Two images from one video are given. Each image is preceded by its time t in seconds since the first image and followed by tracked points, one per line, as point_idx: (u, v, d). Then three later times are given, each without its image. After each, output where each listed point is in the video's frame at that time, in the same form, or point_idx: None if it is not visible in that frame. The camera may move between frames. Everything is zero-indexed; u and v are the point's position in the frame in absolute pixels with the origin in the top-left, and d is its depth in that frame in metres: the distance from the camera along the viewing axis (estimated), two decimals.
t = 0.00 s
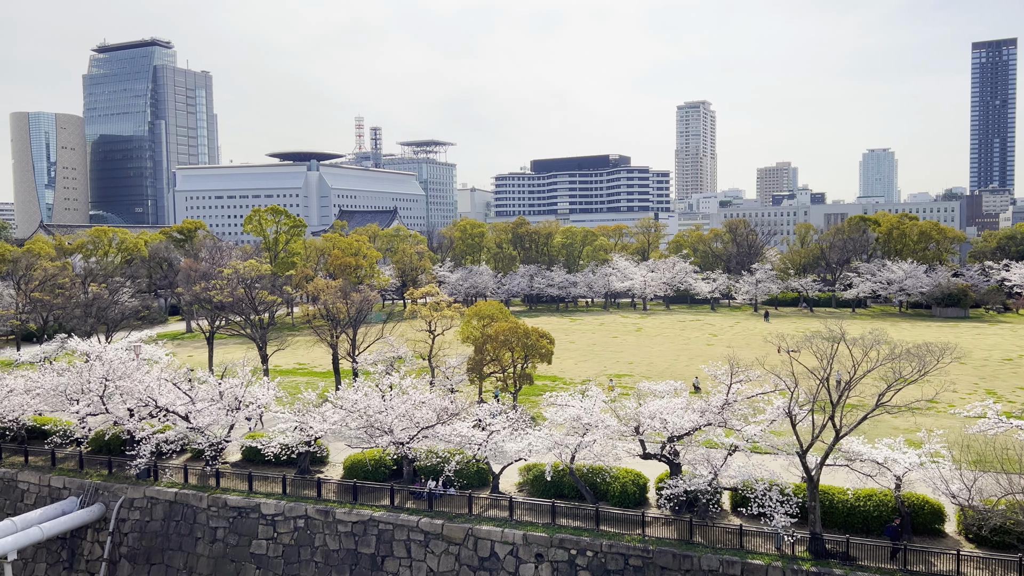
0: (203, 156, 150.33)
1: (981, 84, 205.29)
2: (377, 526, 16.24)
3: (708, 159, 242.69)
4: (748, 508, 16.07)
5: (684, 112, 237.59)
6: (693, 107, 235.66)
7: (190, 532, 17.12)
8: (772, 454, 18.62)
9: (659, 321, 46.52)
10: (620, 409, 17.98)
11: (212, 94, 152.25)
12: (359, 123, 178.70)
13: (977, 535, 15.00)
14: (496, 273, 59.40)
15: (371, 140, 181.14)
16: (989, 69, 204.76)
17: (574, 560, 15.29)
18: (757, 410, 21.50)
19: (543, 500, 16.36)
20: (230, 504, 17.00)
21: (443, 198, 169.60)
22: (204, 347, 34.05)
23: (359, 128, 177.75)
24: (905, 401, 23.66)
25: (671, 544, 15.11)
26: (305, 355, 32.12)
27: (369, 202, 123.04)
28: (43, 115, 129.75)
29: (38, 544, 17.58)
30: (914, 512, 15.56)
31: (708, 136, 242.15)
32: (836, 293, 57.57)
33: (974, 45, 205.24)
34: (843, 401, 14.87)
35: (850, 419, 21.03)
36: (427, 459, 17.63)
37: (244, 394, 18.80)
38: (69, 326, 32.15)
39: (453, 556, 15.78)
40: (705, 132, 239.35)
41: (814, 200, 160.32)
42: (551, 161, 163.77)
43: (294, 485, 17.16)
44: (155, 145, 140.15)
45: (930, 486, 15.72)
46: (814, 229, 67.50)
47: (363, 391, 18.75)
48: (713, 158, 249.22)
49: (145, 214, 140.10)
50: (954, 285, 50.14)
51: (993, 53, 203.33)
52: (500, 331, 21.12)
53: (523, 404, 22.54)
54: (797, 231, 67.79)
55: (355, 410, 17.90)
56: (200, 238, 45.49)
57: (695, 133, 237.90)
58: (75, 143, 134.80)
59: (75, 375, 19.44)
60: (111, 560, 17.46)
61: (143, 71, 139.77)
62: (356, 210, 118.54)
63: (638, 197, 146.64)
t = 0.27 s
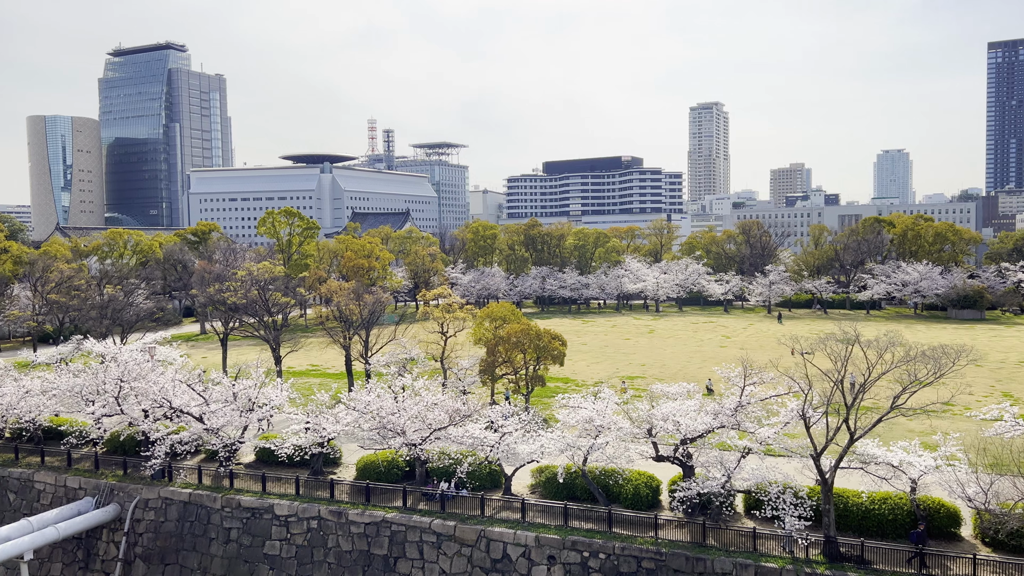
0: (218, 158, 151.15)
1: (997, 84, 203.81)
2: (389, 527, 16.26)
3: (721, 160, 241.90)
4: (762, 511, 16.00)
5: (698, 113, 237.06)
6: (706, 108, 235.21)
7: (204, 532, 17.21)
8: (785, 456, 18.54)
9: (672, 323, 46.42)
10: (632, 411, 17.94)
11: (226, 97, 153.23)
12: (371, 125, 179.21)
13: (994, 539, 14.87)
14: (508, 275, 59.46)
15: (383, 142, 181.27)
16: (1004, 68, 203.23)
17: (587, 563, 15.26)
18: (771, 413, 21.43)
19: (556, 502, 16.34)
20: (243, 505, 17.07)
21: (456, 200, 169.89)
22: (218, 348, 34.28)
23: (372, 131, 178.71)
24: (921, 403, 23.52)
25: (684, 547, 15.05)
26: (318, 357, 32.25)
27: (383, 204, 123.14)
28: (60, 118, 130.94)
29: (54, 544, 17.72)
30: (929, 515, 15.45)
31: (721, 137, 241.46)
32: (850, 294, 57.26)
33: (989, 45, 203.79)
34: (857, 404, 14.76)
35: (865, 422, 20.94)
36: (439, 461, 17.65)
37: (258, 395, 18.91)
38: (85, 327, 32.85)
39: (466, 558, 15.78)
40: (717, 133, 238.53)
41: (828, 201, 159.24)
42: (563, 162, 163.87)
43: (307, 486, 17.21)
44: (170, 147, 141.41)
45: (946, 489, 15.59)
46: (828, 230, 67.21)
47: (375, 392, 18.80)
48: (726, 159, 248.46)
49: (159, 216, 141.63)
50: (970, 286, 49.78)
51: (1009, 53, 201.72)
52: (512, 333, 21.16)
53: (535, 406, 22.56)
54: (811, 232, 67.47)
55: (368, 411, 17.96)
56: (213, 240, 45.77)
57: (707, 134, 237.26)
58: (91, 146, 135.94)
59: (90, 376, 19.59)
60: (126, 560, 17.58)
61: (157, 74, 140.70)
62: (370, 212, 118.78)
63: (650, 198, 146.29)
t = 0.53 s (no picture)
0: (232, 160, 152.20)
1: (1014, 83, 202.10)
2: (402, 528, 16.28)
3: (735, 161, 240.81)
4: (776, 514, 15.91)
5: (710, 114, 236.42)
6: (719, 109, 234.59)
7: (219, 533, 17.30)
8: (799, 459, 18.46)
9: (685, 325, 46.25)
10: (645, 413, 17.90)
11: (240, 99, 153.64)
12: (382, 127, 179.81)
13: (1011, 543, 14.71)
14: (521, 276, 59.49)
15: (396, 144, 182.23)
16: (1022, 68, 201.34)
17: (600, 565, 15.22)
18: (785, 415, 21.35)
19: (569, 504, 16.33)
20: (257, 505, 17.15)
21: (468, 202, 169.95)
22: (233, 349, 34.51)
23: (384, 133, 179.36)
24: (937, 406, 23.36)
25: (698, 550, 14.98)
26: (331, 358, 32.40)
27: (396, 206, 123.35)
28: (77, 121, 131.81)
29: (70, 544, 17.86)
30: (946, 518, 15.31)
31: (734, 138, 240.49)
32: (865, 296, 56.79)
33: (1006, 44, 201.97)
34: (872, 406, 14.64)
35: (880, 424, 20.85)
36: (452, 462, 17.66)
37: (272, 396, 19.00)
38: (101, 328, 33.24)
39: (479, 560, 15.79)
40: (730, 134, 237.56)
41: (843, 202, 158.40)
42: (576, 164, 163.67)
43: (320, 487, 17.28)
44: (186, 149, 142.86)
45: (962, 493, 15.46)
46: (842, 231, 66.81)
47: (388, 393, 18.86)
48: (740, 160, 247.34)
49: (174, 217, 142.86)
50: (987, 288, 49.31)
51: None
52: (525, 334, 21.19)
53: (547, 408, 22.57)
54: (826, 233, 67.21)
55: (381, 413, 18.03)
56: (228, 242, 46.05)
57: (721, 135, 236.43)
58: (107, 149, 136.64)
59: (106, 377, 19.76)
60: (141, 560, 17.70)
61: (172, 77, 141.61)
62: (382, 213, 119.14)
63: (663, 200, 145.89)
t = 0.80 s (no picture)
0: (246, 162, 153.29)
1: None
2: (416, 529, 16.31)
3: (748, 162, 239.91)
4: (791, 516, 15.82)
5: (724, 115, 235.66)
6: (733, 110, 234.02)
7: (233, 533, 17.39)
8: (814, 461, 18.38)
9: (699, 327, 46.07)
10: (658, 415, 17.84)
11: (255, 102, 154.79)
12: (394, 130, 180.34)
13: None
14: (533, 278, 59.53)
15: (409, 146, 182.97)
16: None
17: (613, 567, 15.19)
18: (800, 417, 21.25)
19: (582, 506, 16.28)
20: (271, 506, 17.22)
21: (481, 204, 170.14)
22: (247, 351, 34.72)
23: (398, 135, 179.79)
24: (954, 408, 23.19)
25: (712, 552, 14.91)
26: (344, 359, 32.54)
27: (409, 208, 123.62)
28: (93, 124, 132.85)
29: (86, 544, 17.99)
30: (962, 522, 15.20)
31: (748, 139, 239.59)
32: (880, 297, 56.24)
33: None
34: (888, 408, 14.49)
35: (896, 426, 20.75)
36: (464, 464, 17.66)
37: (286, 398, 19.09)
38: (116, 330, 33.60)
39: (492, 561, 15.78)
40: (744, 135, 236.62)
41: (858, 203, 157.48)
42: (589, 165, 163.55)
43: (333, 488, 17.33)
44: (200, 153, 143.48)
45: (980, 496, 15.31)
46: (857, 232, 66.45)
47: (401, 395, 18.91)
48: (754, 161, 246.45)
49: (189, 220, 142.95)
50: (1004, 289, 48.85)
51: None
52: (538, 336, 21.20)
53: (560, 410, 22.56)
54: (840, 234, 66.95)
55: (394, 414, 18.09)
56: (242, 244, 46.40)
57: (734, 136, 235.59)
58: (122, 152, 137.75)
59: (122, 378, 19.93)
60: (157, 560, 17.80)
61: (186, 80, 142.57)
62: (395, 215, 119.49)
63: (677, 201, 145.52)
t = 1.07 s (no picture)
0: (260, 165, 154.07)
1: None
2: (429, 531, 16.34)
3: (762, 163, 238.95)
4: (806, 519, 15.73)
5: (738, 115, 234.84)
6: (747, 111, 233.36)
7: (248, 534, 17.47)
8: (829, 463, 18.29)
9: (713, 328, 45.88)
10: (672, 417, 17.81)
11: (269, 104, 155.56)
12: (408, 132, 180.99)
13: None
14: (546, 280, 59.53)
15: (422, 149, 183.54)
16: None
17: (627, 569, 15.15)
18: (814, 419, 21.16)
19: (595, 508, 16.25)
20: (286, 507, 17.30)
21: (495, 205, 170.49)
22: (261, 352, 34.93)
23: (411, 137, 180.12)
24: (971, 411, 23.00)
25: (726, 555, 14.84)
26: (358, 361, 32.65)
27: (422, 210, 123.95)
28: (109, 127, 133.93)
29: (103, 543, 18.13)
30: (980, 525, 15.05)
31: (763, 139, 238.57)
32: (896, 299, 55.65)
33: None
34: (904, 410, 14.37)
35: (912, 429, 20.62)
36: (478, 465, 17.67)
37: (300, 399, 19.18)
38: (132, 331, 33.92)
39: (505, 563, 15.76)
40: (757, 135, 235.58)
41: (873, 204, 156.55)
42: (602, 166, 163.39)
43: (347, 489, 17.40)
44: (215, 154, 144.38)
45: (997, 499, 15.16)
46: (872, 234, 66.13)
47: (415, 396, 18.96)
48: (768, 162, 245.46)
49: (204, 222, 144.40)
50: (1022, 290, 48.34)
51: None
52: (550, 337, 21.19)
53: (573, 411, 22.53)
54: (855, 235, 66.67)
55: (408, 415, 18.14)
56: (256, 246, 46.68)
57: (748, 137, 234.62)
58: (138, 155, 138.95)
59: (137, 379, 20.09)
60: (172, 560, 17.91)
61: (201, 83, 143.37)
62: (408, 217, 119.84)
63: (690, 202, 145.03)
